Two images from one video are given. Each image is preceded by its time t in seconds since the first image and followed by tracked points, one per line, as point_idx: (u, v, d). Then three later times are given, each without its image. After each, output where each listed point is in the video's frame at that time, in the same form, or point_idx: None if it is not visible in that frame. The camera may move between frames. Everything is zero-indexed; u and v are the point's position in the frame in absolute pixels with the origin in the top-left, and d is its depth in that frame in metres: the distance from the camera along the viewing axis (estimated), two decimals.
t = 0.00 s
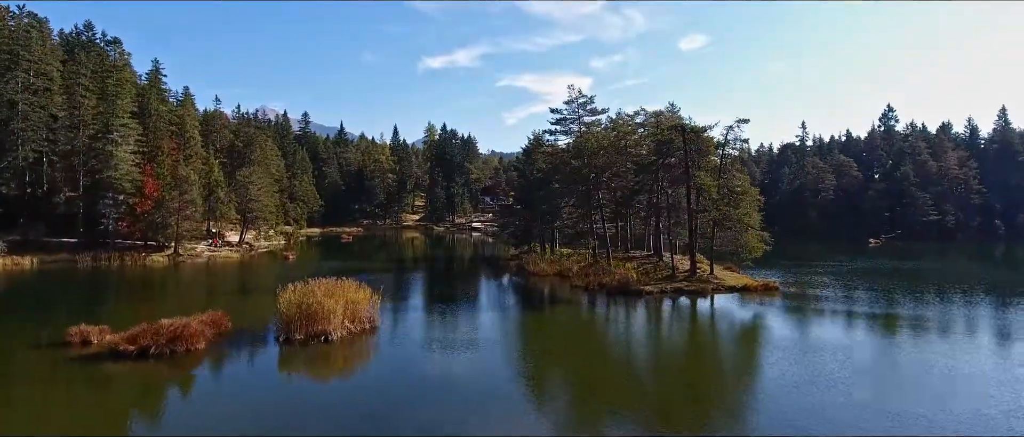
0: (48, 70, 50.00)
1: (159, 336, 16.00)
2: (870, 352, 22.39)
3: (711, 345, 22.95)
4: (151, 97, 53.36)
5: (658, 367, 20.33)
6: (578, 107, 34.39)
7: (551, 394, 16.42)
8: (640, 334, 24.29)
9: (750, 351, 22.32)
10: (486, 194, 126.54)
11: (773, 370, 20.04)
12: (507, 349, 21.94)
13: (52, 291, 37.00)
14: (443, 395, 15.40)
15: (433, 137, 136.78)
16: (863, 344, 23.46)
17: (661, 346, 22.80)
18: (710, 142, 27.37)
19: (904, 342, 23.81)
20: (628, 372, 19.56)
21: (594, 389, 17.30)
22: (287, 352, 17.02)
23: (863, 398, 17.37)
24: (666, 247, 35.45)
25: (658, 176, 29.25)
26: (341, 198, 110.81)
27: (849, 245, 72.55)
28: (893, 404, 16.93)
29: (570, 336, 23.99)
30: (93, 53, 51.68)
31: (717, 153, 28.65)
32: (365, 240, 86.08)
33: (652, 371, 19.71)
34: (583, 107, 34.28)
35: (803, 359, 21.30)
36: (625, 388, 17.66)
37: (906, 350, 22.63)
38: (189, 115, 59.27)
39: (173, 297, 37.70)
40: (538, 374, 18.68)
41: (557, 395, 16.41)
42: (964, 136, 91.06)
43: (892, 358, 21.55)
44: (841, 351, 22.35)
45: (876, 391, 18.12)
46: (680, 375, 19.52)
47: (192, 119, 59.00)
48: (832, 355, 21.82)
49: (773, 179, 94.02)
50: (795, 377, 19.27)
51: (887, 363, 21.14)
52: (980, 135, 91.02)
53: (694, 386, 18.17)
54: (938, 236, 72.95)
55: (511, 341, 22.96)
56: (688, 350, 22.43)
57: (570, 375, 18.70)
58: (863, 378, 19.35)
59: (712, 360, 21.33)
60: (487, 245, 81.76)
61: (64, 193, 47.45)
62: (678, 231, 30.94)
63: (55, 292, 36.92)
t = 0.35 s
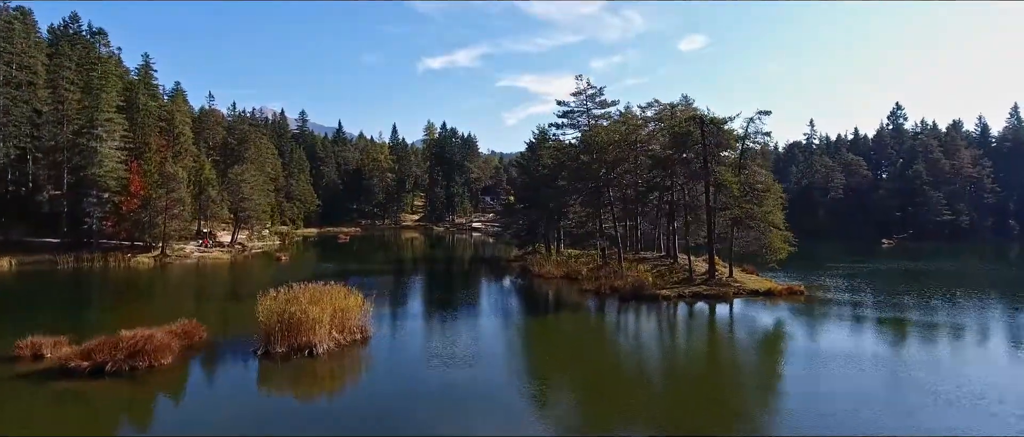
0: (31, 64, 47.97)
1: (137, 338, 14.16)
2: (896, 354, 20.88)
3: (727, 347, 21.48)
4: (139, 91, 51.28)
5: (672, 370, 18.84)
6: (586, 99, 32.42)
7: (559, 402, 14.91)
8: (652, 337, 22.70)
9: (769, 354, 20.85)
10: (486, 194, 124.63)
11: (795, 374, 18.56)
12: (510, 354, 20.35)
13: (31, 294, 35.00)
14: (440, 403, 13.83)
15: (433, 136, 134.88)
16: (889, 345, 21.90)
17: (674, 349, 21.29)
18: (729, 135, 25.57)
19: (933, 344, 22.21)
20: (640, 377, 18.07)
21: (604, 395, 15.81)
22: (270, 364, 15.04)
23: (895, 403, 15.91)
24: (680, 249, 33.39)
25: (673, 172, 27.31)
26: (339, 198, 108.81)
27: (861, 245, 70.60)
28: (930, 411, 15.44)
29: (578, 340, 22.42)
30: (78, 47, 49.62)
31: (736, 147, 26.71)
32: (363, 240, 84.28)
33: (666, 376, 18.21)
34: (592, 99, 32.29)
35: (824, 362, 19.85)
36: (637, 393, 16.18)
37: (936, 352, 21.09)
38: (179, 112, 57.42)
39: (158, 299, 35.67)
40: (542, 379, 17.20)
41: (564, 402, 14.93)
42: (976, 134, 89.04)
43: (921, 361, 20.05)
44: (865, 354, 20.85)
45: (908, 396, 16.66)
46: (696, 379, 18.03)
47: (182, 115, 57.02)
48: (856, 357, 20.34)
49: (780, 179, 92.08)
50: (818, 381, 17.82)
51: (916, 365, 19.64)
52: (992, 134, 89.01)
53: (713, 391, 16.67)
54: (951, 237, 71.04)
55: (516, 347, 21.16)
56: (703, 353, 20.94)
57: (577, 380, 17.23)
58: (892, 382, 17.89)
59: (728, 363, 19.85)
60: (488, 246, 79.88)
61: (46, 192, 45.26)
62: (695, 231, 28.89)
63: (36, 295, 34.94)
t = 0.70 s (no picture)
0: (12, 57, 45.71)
1: (86, 362, 12.12)
2: (931, 359, 19.24)
3: (749, 351, 19.93)
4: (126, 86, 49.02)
5: (688, 378, 17.35)
6: (599, 91, 30.20)
7: (567, 421, 13.15)
8: (666, 341, 21.10)
9: (794, 358, 19.31)
10: (488, 194, 122.38)
11: (819, 382, 17.09)
12: (518, 367, 18.24)
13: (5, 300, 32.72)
14: (434, 423, 12.23)
15: (433, 135, 132.63)
16: (921, 349, 20.29)
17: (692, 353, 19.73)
18: (759, 129, 23.37)
19: (975, 349, 20.48)
20: (654, 386, 16.58)
21: (615, 408, 14.27)
22: (245, 391, 12.79)
23: (930, 416, 14.44)
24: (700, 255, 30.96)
25: (696, 170, 25.12)
26: (337, 198, 106.60)
27: (875, 246, 68.36)
28: (975, 427, 13.88)
29: (589, 346, 20.80)
30: (62, 40, 47.37)
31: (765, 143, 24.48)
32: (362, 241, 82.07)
33: (682, 385, 16.68)
34: (606, 92, 30.07)
35: (851, 366, 18.33)
36: (652, 405, 14.70)
37: (979, 357, 19.38)
38: (168, 107, 54.91)
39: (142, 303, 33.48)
40: (548, 390, 15.69)
41: (571, 417, 13.39)
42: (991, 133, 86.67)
43: (960, 367, 18.41)
44: (898, 357, 19.24)
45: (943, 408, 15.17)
46: (719, 391, 16.25)
47: (173, 112, 54.80)
48: (887, 362, 18.75)
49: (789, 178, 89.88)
50: (863, 397, 15.77)
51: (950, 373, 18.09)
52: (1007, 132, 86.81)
53: (735, 402, 15.16)
54: (968, 238, 68.84)
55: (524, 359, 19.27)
56: (722, 357, 19.39)
57: (587, 389, 15.70)
58: (924, 391, 16.39)
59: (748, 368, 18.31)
60: (490, 248, 77.64)
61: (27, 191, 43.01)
62: (719, 234, 26.44)
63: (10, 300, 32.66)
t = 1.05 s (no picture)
0: None
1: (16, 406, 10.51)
2: (972, 363, 18.05)
3: (792, 371, 17.52)
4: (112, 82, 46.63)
5: (707, 386, 16.36)
6: (617, 85, 27.82)
7: None
8: (684, 345, 19.98)
9: (846, 379, 16.88)
10: (489, 194, 120.04)
11: (858, 394, 15.64)
12: (531, 394, 15.84)
13: None
14: None
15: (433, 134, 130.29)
16: (959, 352, 19.13)
17: (711, 357, 18.71)
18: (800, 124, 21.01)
19: None
20: (682, 408, 14.64)
21: None
22: None
23: (961, 424, 13.48)
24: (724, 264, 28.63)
25: (728, 171, 22.81)
26: (335, 199, 104.32)
27: (892, 249, 66.06)
28: None
29: (608, 363, 18.80)
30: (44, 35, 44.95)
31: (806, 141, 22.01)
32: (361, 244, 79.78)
33: (704, 395, 15.70)
34: (624, 86, 27.70)
35: (879, 368, 17.34)
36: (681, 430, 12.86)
37: None
38: (159, 106, 52.58)
39: (130, 312, 31.52)
40: (561, 406, 14.75)
41: None
42: (1007, 133, 84.45)
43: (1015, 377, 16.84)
44: (942, 366, 17.74)
45: (980, 417, 14.12)
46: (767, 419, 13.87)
47: (163, 110, 52.43)
48: (939, 377, 16.89)
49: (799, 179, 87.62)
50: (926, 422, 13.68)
51: (1002, 381, 16.67)
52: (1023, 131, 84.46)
53: (779, 428, 13.18)
54: (987, 241, 66.54)
55: (535, 375, 18.01)
56: (744, 361, 18.33)
57: (607, 414, 13.82)
58: (961, 398, 15.33)
59: (772, 373, 17.32)
60: (493, 251, 75.34)
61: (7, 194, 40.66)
62: (751, 241, 24.14)
63: None
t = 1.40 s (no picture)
0: None
1: None
2: None
3: (848, 394, 15.01)
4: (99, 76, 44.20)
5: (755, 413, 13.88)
6: (641, 77, 25.40)
7: None
8: (709, 356, 17.93)
9: (915, 402, 14.38)
10: (492, 194, 117.56)
11: (933, 422, 13.18)
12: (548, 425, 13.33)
13: None
14: None
15: (435, 133, 127.82)
16: (1020, 363, 17.14)
17: (745, 371, 16.60)
18: (858, 116, 18.55)
19: None
20: None
21: None
22: None
23: (961, 424, 12.96)
24: (756, 274, 26.24)
25: (769, 168, 20.34)
26: (335, 199, 102.04)
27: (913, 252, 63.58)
28: None
29: (638, 385, 16.31)
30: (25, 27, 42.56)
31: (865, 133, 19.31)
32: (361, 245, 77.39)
33: (733, 415, 13.68)
34: (649, 77, 25.37)
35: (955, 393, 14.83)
36: None
37: None
38: (149, 103, 50.30)
39: (116, 320, 29.41)
40: (566, 431, 12.92)
41: None
42: None
43: None
44: None
45: (985, 417, 13.52)
46: None
47: (154, 107, 50.06)
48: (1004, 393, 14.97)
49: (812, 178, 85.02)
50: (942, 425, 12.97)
51: (1022, 377, 15.87)
52: None
53: None
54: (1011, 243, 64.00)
55: (547, 395, 15.91)
56: (778, 374, 16.29)
57: None
58: (983, 402, 14.52)
59: (809, 390, 15.29)
60: (497, 253, 72.85)
61: None
62: (794, 249, 21.78)
63: None
